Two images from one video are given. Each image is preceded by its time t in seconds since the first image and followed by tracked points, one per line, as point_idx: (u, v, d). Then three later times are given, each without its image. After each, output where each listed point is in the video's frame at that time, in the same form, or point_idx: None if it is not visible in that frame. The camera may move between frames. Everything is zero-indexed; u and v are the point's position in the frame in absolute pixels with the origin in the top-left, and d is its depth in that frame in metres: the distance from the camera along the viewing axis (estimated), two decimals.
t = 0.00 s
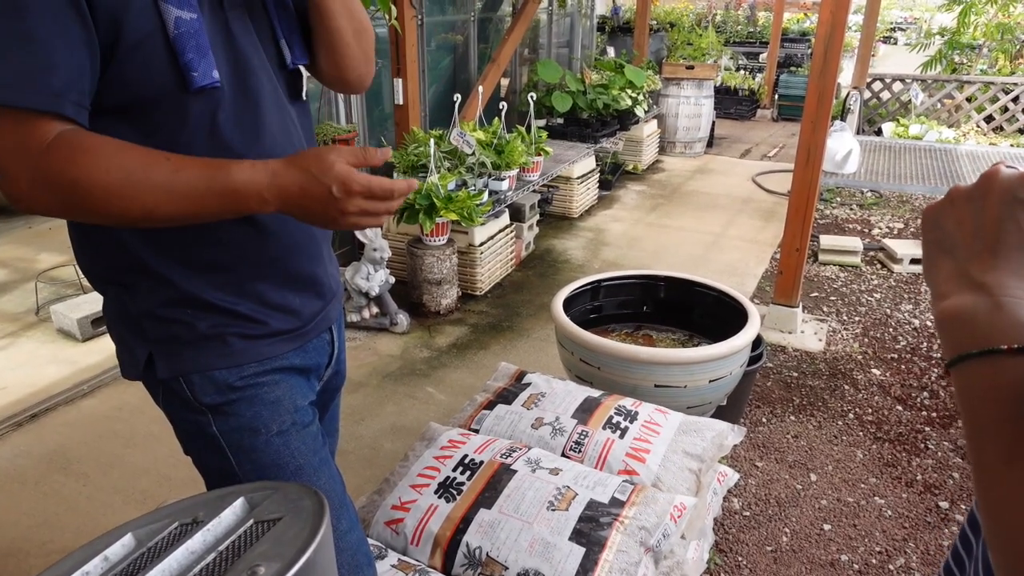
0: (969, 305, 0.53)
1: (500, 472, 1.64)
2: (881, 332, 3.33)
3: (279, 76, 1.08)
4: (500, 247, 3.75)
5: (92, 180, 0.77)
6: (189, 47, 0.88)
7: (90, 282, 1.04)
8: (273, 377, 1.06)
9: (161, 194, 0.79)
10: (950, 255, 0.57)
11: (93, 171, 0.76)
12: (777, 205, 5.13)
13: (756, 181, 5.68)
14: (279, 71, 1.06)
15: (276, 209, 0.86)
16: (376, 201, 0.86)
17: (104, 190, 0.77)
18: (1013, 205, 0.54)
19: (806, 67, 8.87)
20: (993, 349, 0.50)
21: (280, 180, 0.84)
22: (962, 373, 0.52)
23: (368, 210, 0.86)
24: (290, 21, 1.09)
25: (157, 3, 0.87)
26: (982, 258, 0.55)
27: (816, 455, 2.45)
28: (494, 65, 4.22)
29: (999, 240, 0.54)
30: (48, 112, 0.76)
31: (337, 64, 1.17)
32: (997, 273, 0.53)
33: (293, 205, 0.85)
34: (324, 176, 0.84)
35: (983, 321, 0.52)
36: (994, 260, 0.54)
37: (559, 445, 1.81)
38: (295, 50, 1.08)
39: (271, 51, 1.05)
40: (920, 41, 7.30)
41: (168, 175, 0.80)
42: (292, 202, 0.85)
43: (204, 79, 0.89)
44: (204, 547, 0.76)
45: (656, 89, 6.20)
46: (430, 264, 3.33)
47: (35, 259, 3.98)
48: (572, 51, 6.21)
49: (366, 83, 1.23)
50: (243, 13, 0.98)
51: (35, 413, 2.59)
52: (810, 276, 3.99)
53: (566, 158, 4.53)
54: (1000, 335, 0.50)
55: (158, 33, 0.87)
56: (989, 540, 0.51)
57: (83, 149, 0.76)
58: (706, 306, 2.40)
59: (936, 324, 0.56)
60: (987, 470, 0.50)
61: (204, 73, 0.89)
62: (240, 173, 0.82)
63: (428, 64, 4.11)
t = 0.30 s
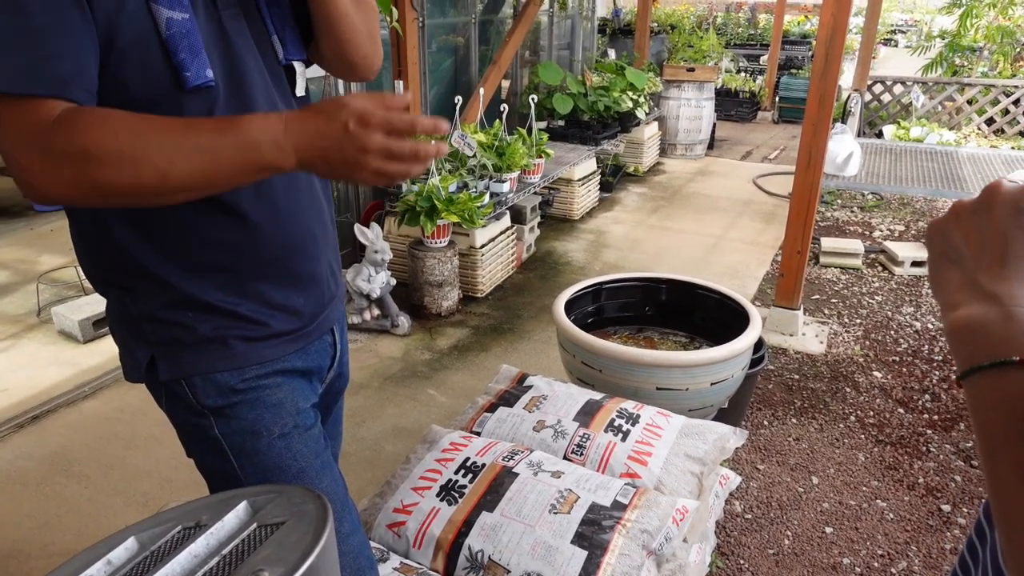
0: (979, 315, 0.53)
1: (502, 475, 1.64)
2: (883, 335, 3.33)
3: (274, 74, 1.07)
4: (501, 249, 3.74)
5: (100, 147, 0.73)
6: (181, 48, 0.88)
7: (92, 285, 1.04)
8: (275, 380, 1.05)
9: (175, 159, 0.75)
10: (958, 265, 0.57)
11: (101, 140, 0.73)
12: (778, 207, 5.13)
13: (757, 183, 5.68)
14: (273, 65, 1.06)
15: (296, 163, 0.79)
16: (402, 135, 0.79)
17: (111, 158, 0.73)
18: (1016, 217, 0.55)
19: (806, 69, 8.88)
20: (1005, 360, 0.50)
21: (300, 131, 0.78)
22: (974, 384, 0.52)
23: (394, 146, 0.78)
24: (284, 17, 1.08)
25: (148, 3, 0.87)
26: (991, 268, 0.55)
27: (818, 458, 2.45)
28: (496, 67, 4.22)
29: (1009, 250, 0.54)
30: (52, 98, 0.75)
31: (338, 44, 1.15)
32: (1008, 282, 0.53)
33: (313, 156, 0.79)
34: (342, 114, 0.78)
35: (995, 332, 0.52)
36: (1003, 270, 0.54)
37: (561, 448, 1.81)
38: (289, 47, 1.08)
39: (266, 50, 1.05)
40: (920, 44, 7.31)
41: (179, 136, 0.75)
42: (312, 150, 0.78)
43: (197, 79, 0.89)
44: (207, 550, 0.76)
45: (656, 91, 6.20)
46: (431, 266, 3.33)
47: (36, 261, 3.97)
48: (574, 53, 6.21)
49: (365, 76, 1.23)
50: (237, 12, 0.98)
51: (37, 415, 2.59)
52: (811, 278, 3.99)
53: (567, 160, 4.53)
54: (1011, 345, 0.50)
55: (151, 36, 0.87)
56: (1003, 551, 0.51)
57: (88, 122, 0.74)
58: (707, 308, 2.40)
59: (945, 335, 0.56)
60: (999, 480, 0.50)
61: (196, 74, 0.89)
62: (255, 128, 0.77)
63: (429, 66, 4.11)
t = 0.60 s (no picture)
0: (978, 310, 0.53)
1: (504, 476, 1.65)
2: (884, 335, 3.32)
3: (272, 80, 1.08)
4: (503, 250, 3.75)
5: (100, 84, 0.72)
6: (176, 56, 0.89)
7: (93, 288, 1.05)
8: (276, 381, 1.05)
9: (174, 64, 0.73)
10: (957, 262, 0.57)
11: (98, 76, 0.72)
12: (780, 207, 5.13)
13: (758, 183, 5.68)
14: (272, 73, 1.06)
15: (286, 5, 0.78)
16: None
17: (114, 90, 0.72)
18: (1013, 212, 0.55)
19: (807, 69, 8.88)
20: (1001, 355, 0.50)
21: None
22: (971, 380, 0.52)
23: None
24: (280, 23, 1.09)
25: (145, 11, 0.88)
26: (989, 263, 0.55)
27: (820, 459, 2.45)
28: (497, 68, 4.22)
29: (1007, 241, 0.54)
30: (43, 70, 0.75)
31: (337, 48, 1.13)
32: (1006, 274, 0.53)
33: None
34: None
35: (992, 327, 0.51)
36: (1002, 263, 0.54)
37: (563, 449, 1.81)
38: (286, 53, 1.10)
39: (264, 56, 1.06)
40: (922, 43, 7.30)
41: (166, 40, 0.73)
42: None
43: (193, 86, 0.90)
44: (210, 553, 0.76)
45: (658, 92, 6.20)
46: (433, 267, 3.33)
47: (38, 263, 3.98)
48: (575, 53, 6.21)
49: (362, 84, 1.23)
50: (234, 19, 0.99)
51: (39, 416, 2.59)
52: (813, 278, 3.98)
53: (568, 161, 4.53)
54: (1009, 340, 0.50)
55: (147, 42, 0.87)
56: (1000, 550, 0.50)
57: (82, 70, 0.73)
58: (709, 309, 2.40)
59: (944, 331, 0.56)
60: (995, 477, 0.50)
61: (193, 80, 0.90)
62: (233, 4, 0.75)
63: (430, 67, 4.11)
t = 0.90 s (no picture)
0: (975, 310, 0.53)
1: (503, 476, 1.65)
2: (883, 334, 3.33)
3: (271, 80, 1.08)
4: (502, 250, 3.75)
5: (78, 129, 0.73)
6: (177, 55, 0.89)
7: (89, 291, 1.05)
8: (275, 384, 1.06)
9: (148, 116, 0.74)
10: (954, 262, 0.57)
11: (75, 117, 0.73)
12: (778, 207, 5.13)
13: (757, 183, 5.68)
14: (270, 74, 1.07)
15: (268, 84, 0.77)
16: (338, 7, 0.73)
17: (89, 138, 0.74)
18: (1009, 211, 0.55)
19: (806, 69, 8.89)
20: (996, 354, 0.50)
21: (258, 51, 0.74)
22: (968, 379, 0.52)
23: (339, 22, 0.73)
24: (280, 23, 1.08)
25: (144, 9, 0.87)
26: (986, 263, 0.55)
27: (819, 458, 2.45)
28: (496, 68, 4.22)
29: (1003, 243, 0.54)
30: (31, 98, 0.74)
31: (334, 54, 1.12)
32: (1002, 275, 0.53)
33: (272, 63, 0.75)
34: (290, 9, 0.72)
35: (990, 326, 0.52)
36: (998, 265, 0.54)
37: (562, 448, 1.82)
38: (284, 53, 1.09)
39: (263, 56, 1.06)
40: (920, 43, 7.30)
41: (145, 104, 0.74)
42: (269, 62, 0.75)
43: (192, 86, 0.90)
44: (209, 553, 0.76)
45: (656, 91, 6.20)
46: (432, 268, 3.33)
47: (37, 264, 3.98)
48: (573, 53, 6.21)
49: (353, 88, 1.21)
50: (233, 20, 0.99)
51: (39, 418, 2.59)
52: (812, 278, 3.99)
53: (567, 160, 4.53)
54: (1005, 340, 0.51)
55: (147, 41, 0.87)
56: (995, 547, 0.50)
57: (62, 109, 0.74)
58: (709, 308, 2.40)
59: (942, 332, 0.56)
60: (991, 475, 0.50)
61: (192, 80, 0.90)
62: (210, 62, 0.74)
63: (429, 67, 4.11)
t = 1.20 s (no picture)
0: (974, 310, 0.53)
1: (504, 475, 1.65)
2: (884, 334, 3.33)
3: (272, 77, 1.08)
4: (502, 250, 3.75)
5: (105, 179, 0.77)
6: (186, 53, 0.88)
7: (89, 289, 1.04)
8: (277, 381, 1.06)
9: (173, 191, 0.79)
10: (951, 264, 0.57)
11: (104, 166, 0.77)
12: (778, 206, 5.13)
13: (757, 183, 5.68)
14: (271, 70, 1.06)
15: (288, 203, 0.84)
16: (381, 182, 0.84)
17: (110, 188, 0.77)
18: (1004, 212, 0.55)
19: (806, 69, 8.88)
20: (995, 354, 0.50)
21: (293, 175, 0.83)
22: (968, 381, 0.52)
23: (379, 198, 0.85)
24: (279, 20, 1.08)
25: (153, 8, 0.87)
26: (981, 263, 0.55)
27: (819, 457, 2.45)
28: (497, 68, 4.22)
29: (998, 246, 0.55)
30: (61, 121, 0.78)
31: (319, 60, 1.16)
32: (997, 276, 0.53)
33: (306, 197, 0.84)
34: (338, 165, 0.83)
35: (990, 326, 0.51)
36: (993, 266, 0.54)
37: (562, 447, 1.82)
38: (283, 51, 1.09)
39: (264, 53, 1.05)
40: (921, 43, 7.30)
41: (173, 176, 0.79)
42: (298, 198, 0.84)
43: (201, 85, 0.90)
44: (210, 551, 0.76)
45: (656, 91, 6.20)
46: (432, 267, 3.33)
47: (37, 262, 3.98)
48: (574, 53, 6.21)
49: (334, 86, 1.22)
50: (235, 18, 0.98)
51: (39, 417, 2.59)
52: (812, 278, 3.99)
53: (567, 160, 4.53)
54: (1005, 340, 0.50)
55: (156, 41, 0.88)
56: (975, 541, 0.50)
57: (91, 152, 0.77)
58: (710, 308, 2.40)
59: (943, 333, 0.55)
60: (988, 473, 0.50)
61: (201, 79, 0.90)
62: (251, 168, 0.82)
63: (430, 67, 4.11)
